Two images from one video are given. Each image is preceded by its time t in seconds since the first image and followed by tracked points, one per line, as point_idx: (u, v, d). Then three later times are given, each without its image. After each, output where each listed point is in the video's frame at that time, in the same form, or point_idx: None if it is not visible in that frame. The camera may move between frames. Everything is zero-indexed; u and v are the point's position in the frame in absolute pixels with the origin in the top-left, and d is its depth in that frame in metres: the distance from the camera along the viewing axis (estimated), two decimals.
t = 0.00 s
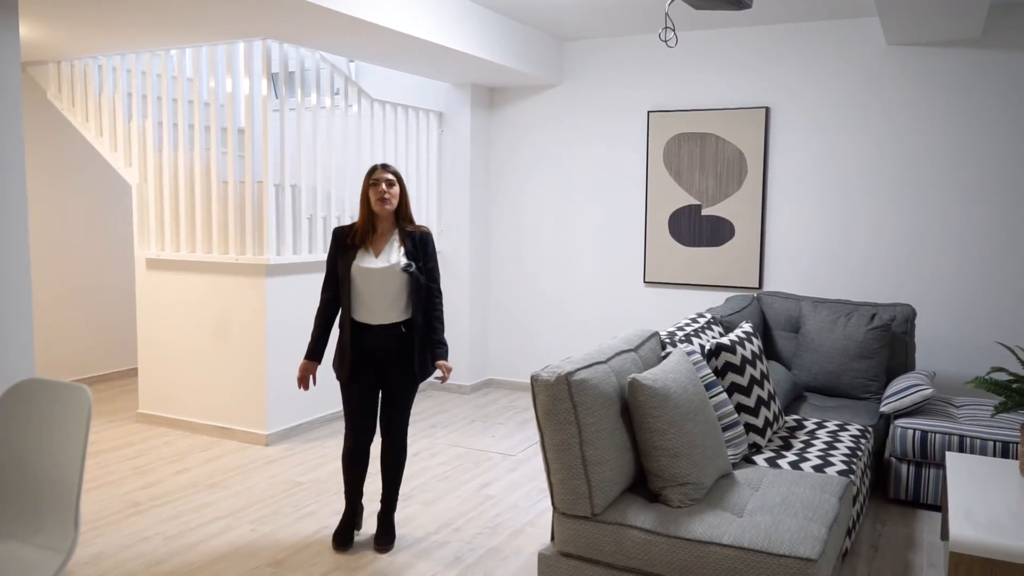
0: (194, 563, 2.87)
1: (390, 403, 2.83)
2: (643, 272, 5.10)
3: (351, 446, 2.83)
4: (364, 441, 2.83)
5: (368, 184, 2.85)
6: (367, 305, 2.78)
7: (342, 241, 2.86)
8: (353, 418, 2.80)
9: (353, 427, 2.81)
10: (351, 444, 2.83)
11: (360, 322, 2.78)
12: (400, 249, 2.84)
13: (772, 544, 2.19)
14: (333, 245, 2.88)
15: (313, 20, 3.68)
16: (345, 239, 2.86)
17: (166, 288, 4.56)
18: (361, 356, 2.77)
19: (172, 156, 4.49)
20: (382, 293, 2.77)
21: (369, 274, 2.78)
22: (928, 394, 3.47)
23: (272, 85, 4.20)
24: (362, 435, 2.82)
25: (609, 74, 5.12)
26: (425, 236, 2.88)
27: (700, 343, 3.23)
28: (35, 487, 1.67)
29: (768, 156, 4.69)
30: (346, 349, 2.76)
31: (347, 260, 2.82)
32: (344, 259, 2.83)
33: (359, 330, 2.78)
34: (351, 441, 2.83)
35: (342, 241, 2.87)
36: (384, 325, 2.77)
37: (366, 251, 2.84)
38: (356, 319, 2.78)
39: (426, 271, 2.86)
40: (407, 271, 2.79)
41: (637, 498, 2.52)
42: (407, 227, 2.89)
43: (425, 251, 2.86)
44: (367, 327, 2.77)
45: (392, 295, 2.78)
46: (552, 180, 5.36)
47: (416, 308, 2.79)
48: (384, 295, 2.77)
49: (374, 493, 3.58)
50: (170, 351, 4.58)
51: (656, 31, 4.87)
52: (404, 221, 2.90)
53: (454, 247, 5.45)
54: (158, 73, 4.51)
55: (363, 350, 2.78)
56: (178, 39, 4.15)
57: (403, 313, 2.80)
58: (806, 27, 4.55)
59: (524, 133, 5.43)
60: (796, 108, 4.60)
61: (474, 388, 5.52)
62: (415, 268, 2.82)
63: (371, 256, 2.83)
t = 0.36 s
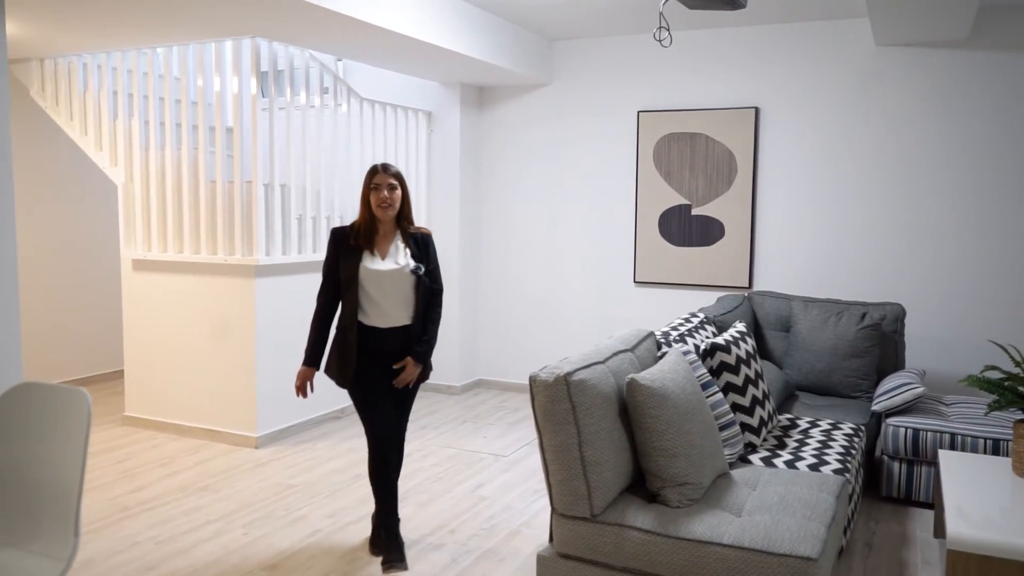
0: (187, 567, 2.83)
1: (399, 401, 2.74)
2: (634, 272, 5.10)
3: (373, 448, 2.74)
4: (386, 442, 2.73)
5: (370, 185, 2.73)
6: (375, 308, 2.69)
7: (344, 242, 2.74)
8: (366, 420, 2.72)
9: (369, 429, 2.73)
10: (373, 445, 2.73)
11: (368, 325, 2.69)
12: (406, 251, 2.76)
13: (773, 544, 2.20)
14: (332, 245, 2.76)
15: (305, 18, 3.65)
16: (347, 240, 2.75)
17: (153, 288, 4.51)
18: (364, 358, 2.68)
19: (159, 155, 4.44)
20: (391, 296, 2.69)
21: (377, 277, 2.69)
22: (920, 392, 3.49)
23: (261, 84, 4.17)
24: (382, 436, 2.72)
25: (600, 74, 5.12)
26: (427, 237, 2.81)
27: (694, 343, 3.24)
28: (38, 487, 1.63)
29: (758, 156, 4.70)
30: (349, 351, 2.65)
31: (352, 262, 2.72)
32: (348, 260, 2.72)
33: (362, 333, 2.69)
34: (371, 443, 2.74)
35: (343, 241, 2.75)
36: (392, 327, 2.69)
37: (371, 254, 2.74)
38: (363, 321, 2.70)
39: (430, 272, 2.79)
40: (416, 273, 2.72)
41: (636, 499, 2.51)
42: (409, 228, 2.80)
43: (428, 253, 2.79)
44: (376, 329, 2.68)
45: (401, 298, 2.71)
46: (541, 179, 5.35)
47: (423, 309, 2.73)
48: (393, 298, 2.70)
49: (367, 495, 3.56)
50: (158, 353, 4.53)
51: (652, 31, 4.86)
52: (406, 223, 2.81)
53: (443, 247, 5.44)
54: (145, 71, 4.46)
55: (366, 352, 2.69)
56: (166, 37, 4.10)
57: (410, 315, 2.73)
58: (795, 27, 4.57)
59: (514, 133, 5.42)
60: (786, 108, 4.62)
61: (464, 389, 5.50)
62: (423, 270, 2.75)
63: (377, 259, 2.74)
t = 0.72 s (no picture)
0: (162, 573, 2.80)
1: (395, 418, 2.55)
2: (606, 272, 5.13)
3: (367, 472, 2.50)
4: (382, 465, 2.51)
5: (357, 187, 2.61)
6: (369, 317, 2.53)
7: (331, 249, 2.58)
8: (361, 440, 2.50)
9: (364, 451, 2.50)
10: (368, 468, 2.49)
11: (364, 337, 2.52)
12: (398, 256, 2.62)
13: (753, 539, 2.23)
14: (318, 253, 2.59)
15: (280, 16, 3.63)
16: (335, 247, 2.59)
17: (122, 290, 4.44)
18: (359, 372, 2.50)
19: (127, 155, 4.37)
20: (385, 303, 2.54)
21: (370, 283, 2.54)
22: (888, 389, 3.56)
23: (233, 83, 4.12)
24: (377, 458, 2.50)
25: (573, 75, 5.14)
26: (418, 241, 2.69)
27: (670, 342, 3.27)
28: (25, 488, 1.58)
29: (728, 157, 4.76)
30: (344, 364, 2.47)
31: (342, 268, 2.55)
32: (338, 267, 2.55)
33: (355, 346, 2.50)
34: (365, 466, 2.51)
35: (330, 248, 2.58)
36: (388, 339, 2.53)
37: (362, 259, 2.58)
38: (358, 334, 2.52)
39: (422, 279, 2.66)
40: (409, 279, 2.59)
41: (616, 497, 2.53)
42: (398, 233, 2.67)
43: (419, 258, 2.67)
44: (372, 342, 2.51)
45: (396, 305, 2.56)
46: (514, 180, 5.36)
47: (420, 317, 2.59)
48: (387, 305, 2.54)
49: (342, 498, 3.54)
50: (126, 357, 4.46)
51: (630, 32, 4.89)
52: (394, 227, 2.67)
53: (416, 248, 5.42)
54: (113, 70, 4.39)
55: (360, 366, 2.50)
56: (135, 35, 4.04)
57: (405, 324, 2.58)
58: (764, 31, 4.64)
59: (487, 133, 5.42)
60: (756, 110, 4.69)
61: (438, 390, 5.49)
62: (416, 276, 2.62)
63: (368, 265, 2.58)
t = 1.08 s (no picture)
0: None
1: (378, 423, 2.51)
2: (571, 272, 5.17)
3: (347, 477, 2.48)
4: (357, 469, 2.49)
5: (340, 183, 2.50)
6: (350, 320, 2.45)
7: (312, 249, 2.49)
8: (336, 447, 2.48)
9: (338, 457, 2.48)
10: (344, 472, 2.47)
11: (341, 339, 2.45)
12: (381, 254, 2.54)
13: (721, 534, 2.27)
14: (299, 253, 2.50)
15: (242, 15, 3.59)
16: (316, 247, 2.50)
17: (79, 293, 4.34)
18: (337, 377, 2.44)
19: (84, 155, 4.28)
20: (367, 305, 2.46)
21: (351, 284, 2.46)
22: (847, 385, 3.65)
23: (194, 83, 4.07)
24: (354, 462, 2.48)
25: (537, 76, 5.17)
26: (404, 239, 2.61)
27: (636, 341, 3.31)
28: (10, 494, 1.53)
29: (690, 159, 4.83)
30: (321, 370, 2.42)
31: (322, 269, 2.46)
32: (318, 268, 2.47)
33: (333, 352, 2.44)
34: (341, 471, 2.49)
35: (311, 248, 2.50)
36: (370, 341, 2.46)
37: (344, 259, 2.50)
38: (338, 337, 2.44)
39: (408, 277, 2.57)
40: (393, 277, 2.51)
41: (586, 495, 2.56)
42: (382, 230, 2.58)
43: (404, 256, 2.59)
44: (354, 345, 2.44)
45: (379, 307, 2.48)
46: (478, 181, 5.37)
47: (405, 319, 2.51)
48: (369, 306, 2.46)
49: (309, 501, 3.51)
50: (84, 361, 4.37)
51: (595, 35, 4.93)
52: (379, 225, 2.58)
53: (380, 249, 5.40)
54: (68, 68, 4.29)
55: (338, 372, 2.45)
56: (92, 33, 3.96)
57: (388, 325, 2.50)
58: (725, 34, 4.72)
59: (451, 134, 5.42)
60: (717, 113, 4.77)
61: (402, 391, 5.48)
62: (400, 274, 2.53)
63: (351, 265, 2.50)
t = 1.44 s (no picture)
0: None
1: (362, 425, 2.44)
2: (541, 272, 5.20)
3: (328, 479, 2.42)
4: (339, 470, 2.43)
5: (324, 182, 2.44)
6: (324, 319, 2.38)
7: (291, 247, 2.44)
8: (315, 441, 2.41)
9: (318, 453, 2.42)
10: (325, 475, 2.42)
11: (315, 338, 2.39)
12: (361, 254, 2.46)
13: (697, 528, 2.31)
14: (279, 252, 2.45)
15: (214, 14, 3.56)
16: (295, 245, 2.45)
17: (41, 295, 4.26)
18: (315, 377, 2.38)
19: (46, 155, 4.19)
20: (342, 304, 2.39)
21: (326, 282, 2.39)
22: (815, 381, 3.72)
23: (162, 81, 4.01)
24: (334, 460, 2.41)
25: (507, 77, 5.18)
26: (388, 240, 2.51)
27: (609, 340, 3.34)
28: None
29: (659, 160, 4.89)
30: (299, 369, 2.35)
31: (299, 268, 2.41)
32: (295, 267, 2.41)
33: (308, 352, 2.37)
34: (323, 470, 2.42)
35: (290, 246, 2.44)
36: (343, 340, 2.39)
37: (321, 258, 2.42)
38: (312, 335, 2.39)
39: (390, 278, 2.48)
40: (370, 277, 2.42)
41: (563, 492, 2.58)
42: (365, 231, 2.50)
43: (387, 257, 2.49)
44: (327, 343, 2.38)
45: (356, 307, 2.40)
46: (449, 181, 5.37)
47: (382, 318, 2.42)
48: (345, 305, 2.39)
49: (282, 503, 3.49)
50: (48, 365, 4.28)
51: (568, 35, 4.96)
52: (363, 225, 2.51)
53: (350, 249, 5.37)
54: (31, 66, 4.20)
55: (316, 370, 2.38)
56: (55, 30, 3.88)
57: (365, 325, 2.42)
58: (693, 37, 4.78)
59: (421, 134, 5.42)
60: (685, 114, 4.83)
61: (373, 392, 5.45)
62: (379, 274, 2.44)
63: (328, 263, 2.43)
